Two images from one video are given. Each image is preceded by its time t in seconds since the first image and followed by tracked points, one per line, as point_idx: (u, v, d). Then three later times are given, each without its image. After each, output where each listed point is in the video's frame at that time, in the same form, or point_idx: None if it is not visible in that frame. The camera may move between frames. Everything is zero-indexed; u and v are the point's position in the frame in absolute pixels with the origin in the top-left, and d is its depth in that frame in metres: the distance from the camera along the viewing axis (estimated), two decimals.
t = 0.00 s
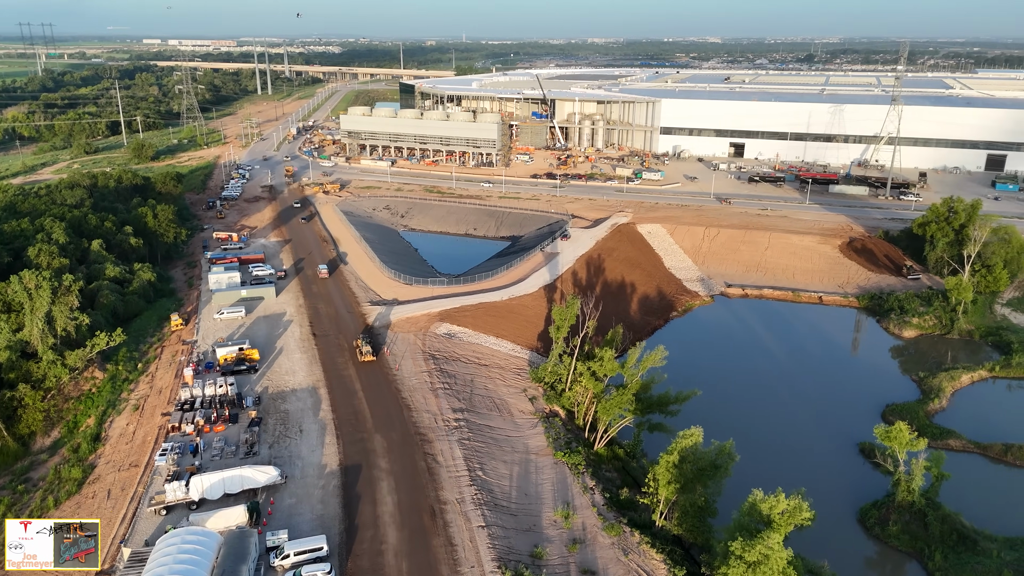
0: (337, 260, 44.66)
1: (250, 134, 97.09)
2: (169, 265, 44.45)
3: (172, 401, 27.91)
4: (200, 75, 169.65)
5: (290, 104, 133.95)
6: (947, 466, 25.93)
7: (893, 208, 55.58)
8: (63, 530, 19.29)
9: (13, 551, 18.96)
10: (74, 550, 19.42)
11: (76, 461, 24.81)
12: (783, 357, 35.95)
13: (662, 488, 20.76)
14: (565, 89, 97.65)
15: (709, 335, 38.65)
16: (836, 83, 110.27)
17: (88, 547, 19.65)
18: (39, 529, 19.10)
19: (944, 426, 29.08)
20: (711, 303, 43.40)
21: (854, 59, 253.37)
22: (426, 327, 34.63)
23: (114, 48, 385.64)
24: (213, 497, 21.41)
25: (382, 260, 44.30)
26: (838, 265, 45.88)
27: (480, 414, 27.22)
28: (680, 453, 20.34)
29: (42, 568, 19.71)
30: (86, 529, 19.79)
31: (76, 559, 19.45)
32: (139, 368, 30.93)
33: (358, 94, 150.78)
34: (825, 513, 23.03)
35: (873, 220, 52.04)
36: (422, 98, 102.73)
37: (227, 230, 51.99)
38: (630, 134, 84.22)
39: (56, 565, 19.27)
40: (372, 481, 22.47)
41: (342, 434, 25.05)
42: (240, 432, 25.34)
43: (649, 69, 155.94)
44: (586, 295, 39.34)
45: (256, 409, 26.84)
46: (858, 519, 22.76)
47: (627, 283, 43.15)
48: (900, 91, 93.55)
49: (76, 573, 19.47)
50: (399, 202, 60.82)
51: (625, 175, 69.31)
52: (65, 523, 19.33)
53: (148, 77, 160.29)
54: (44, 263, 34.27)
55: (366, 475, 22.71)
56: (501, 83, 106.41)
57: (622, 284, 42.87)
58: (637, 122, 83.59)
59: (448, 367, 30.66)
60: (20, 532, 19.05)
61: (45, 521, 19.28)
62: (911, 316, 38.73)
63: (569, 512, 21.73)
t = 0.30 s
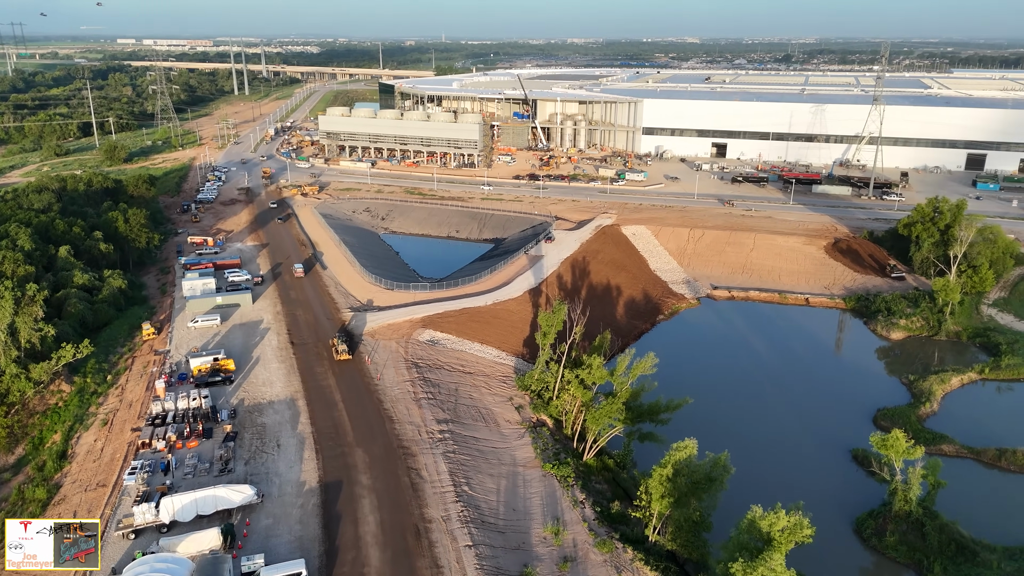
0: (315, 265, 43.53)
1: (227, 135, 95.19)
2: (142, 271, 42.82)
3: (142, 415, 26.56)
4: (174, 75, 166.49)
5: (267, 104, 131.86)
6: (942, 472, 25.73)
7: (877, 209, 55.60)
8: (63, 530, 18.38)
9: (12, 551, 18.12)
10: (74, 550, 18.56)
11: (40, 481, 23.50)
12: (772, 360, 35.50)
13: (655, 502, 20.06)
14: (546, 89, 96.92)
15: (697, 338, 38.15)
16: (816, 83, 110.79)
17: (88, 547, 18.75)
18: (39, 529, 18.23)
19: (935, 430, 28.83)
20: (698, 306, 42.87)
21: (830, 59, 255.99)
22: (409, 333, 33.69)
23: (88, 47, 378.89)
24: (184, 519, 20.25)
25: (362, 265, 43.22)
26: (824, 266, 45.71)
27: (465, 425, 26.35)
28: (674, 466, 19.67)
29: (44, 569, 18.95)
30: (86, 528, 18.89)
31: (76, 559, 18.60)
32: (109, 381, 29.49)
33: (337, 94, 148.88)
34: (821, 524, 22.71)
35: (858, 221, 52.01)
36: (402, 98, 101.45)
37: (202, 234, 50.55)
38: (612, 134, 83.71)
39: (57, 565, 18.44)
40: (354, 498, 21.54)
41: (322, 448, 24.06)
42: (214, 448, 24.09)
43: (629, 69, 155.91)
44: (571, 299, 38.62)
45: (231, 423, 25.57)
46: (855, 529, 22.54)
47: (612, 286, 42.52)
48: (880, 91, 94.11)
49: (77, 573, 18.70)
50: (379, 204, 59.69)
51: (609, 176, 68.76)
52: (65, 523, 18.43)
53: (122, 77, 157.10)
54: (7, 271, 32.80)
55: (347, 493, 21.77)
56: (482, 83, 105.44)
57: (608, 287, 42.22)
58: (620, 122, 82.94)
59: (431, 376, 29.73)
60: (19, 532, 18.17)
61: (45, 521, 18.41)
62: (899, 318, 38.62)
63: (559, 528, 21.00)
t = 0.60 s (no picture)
0: (302, 271, 42.48)
1: (213, 137, 93.73)
2: (123, 278, 41.52)
3: (121, 430, 25.42)
4: (160, 75, 164.43)
5: (254, 105, 130.33)
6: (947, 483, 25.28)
7: (871, 211, 55.21)
8: (64, 529, 17.75)
9: (12, 551, 17.41)
10: (74, 550, 17.97)
11: (11, 502, 22.37)
12: (770, 367, 34.83)
13: (655, 521, 19.28)
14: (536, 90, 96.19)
15: (692, 344, 37.46)
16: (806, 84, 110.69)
17: (88, 547, 18.22)
18: (39, 529, 17.55)
19: (938, 439, 28.24)
20: (693, 311, 42.18)
21: (818, 60, 257.39)
22: (399, 342, 32.76)
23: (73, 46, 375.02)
24: (163, 544, 19.24)
25: (350, 270, 42.22)
26: (819, 270, 45.25)
27: (457, 439, 25.48)
28: (675, 484, 18.91)
29: (39, 568, 18.34)
30: (86, 528, 18.31)
31: (76, 559, 18.08)
32: (87, 394, 28.26)
33: (325, 95, 147.46)
34: (826, 540, 22.17)
35: (852, 223, 51.62)
36: (391, 99, 100.38)
37: (187, 239, 49.34)
38: (603, 136, 83.05)
39: (56, 566, 17.83)
40: (342, 519, 20.64)
41: (308, 465, 23.11)
42: (195, 466, 23.02)
43: (619, 70, 155.62)
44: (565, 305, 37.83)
45: (214, 438, 24.51)
46: (860, 544, 21.94)
47: (606, 291, 41.75)
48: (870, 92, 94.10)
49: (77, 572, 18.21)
50: (368, 207, 58.65)
51: (601, 178, 68.09)
52: (65, 522, 17.80)
53: (107, 78, 155.08)
54: None
55: (334, 513, 20.86)
56: (472, 83, 104.53)
57: (602, 292, 41.47)
58: (611, 123, 82.44)
59: (422, 387, 28.81)
60: (19, 532, 17.49)
61: (45, 520, 17.74)
62: (897, 323, 38.24)
63: (556, 548, 20.24)
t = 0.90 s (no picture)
0: (295, 275, 41.61)
1: (205, 138, 92.77)
2: (111, 283, 40.56)
3: (105, 444, 24.50)
4: (152, 75, 163.14)
5: (248, 105, 129.33)
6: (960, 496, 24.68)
7: (871, 212, 54.65)
8: (63, 529, 17.68)
9: (12, 551, 17.47)
10: (74, 550, 17.76)
11: None
12: (773, 374, 34.11)
13: (661, 542, 18.52)
14: (532, 90, 95.40)
15: (694, 350, 36.77)
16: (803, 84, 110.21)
17: (89, 547, 17.98)
18: (39, 529, 17.53)
19: (947, 450, 27.75)
20: (694, 316, 41.46)
21: (813, 60, 257.53)
22: (394, 349, 31.93)
23: (67, 46, 373.70)
24: (146, 567, 18.37)
25: (344, 275, 41.36)
26: (821, 273, 44.66)
27: (454, 451, 24.68)
28: (681, 502, 18.13)
29: (42, 571, 18.32)
30: (85, 529, 18.21)
31: (76, 560, 17.78)
32: (71, 405, 27.30)
33: (320, 95, 146.56)
34: (835, 558, 21.48)
35: (853, 226, 51.08)
36: (385, 99, 99.42)
37: (177, 242, 48.40)
38: (600, 136, 82.33)
39: (56, 567, 17.67)
40: (334, 539, 19.83)
41: (299, 481, 22.28)
42: (182, 482, 22.14)
43: (615, 70, 155.02)
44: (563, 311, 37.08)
45: (201, 453, 23.63)
46: (871, 563, 21.30)
47: (605, 295, 41.01)
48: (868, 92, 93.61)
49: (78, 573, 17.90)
50: (363, 209, 57.82)
51: (598, 179, 67.42)
52: (65, 522, 17.72)
53: (100, 78, 154.01)
54: None
55: (326, 532, 20.06)
56: (467, 83, 103.79)
57: (601, 296, 40.72)
58: (608, 124, 81.73)
59: (417, 397, 27.98)
60: (20, 532, 17.52)
61: (45, 520, 17.71)
62: (901, 328, 37.72)
63: (557, 568, 19.47)
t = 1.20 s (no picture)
0: (292, 279, 40.88)
1: (203, 138, 92.01)
2: (104, 287, 39.80)
3: (94, 457, 23.72)
4: (150, 75, 162.27)
5: (246, 105, 128.54)
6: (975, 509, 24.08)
7: (876, 214, 53.94)
8: (63, 529, 17.87)
9: (12, 551, 17.67)
10: (74, 550, 17.97)
11: None
12: (779, 382, 33.41)
13: (668, 561, 17.82)
14: (532, 89, 94.59)
15: (697, 357, 36.10)
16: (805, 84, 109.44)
17: (88, 547, 18.18)
18: (39, 529, 17.75)
19: (959, 460, 27.12)
20: (698, 320, 40.73)
21: (814, 60, 256.70)
22: (392, 356, 31.20)
23: (66, 46, 373.13)
24: None
25: (342, 279, 40.63)
26: (826, 277, 43.97)
27: (454, 463, 23.98)
28: (691, 520, 17.43)
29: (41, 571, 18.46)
30: (86, 530, 18.37)
31: (76, 559, 17.99)
32: (61, 415, 26.51)
33: (318, 94, 145.74)
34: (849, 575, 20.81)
35: (858, 228, 50.40)
36: (384, 98, 98.56)
37: (173, 245, 47.65)
38: (601, 137, 81.52)
39: (56, 567, 17.77)
40: (330, 557, 19.14)
41: (294, 495, 21.57)
42: (172, 497, 21.38)
43: (615, 70, 154.13)
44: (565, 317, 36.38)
45: (193, 466, 22.88)
46: None
47: (608, 299, 40.30)
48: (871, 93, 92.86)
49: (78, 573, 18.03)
50: (361, 211, 57.07)
51: (599, 180, 66.70)
52: (65, 523, 17.89)
53: (97, 78, 153.22)
54: None
55: (321, 550, 19.36)
56: (467, 83, 103.03)
57: (603, 300, 40.00)
58: (608, 124, 80.89)
59: (416, 406, 27.25)
60: (20, 532, 17.76)
61: (45, 520, 17.92)
62: (909, 333, 37.10)
63: None
